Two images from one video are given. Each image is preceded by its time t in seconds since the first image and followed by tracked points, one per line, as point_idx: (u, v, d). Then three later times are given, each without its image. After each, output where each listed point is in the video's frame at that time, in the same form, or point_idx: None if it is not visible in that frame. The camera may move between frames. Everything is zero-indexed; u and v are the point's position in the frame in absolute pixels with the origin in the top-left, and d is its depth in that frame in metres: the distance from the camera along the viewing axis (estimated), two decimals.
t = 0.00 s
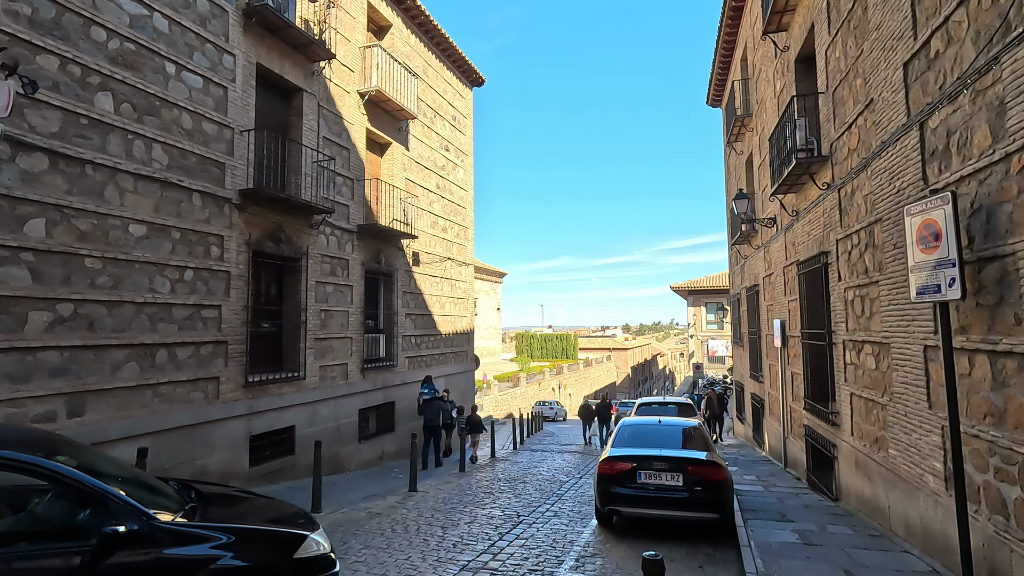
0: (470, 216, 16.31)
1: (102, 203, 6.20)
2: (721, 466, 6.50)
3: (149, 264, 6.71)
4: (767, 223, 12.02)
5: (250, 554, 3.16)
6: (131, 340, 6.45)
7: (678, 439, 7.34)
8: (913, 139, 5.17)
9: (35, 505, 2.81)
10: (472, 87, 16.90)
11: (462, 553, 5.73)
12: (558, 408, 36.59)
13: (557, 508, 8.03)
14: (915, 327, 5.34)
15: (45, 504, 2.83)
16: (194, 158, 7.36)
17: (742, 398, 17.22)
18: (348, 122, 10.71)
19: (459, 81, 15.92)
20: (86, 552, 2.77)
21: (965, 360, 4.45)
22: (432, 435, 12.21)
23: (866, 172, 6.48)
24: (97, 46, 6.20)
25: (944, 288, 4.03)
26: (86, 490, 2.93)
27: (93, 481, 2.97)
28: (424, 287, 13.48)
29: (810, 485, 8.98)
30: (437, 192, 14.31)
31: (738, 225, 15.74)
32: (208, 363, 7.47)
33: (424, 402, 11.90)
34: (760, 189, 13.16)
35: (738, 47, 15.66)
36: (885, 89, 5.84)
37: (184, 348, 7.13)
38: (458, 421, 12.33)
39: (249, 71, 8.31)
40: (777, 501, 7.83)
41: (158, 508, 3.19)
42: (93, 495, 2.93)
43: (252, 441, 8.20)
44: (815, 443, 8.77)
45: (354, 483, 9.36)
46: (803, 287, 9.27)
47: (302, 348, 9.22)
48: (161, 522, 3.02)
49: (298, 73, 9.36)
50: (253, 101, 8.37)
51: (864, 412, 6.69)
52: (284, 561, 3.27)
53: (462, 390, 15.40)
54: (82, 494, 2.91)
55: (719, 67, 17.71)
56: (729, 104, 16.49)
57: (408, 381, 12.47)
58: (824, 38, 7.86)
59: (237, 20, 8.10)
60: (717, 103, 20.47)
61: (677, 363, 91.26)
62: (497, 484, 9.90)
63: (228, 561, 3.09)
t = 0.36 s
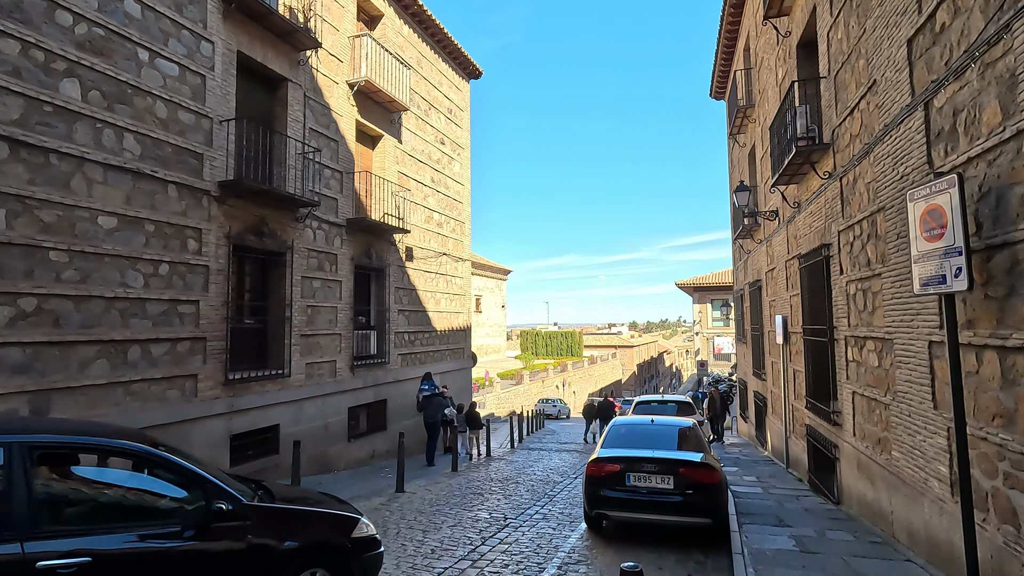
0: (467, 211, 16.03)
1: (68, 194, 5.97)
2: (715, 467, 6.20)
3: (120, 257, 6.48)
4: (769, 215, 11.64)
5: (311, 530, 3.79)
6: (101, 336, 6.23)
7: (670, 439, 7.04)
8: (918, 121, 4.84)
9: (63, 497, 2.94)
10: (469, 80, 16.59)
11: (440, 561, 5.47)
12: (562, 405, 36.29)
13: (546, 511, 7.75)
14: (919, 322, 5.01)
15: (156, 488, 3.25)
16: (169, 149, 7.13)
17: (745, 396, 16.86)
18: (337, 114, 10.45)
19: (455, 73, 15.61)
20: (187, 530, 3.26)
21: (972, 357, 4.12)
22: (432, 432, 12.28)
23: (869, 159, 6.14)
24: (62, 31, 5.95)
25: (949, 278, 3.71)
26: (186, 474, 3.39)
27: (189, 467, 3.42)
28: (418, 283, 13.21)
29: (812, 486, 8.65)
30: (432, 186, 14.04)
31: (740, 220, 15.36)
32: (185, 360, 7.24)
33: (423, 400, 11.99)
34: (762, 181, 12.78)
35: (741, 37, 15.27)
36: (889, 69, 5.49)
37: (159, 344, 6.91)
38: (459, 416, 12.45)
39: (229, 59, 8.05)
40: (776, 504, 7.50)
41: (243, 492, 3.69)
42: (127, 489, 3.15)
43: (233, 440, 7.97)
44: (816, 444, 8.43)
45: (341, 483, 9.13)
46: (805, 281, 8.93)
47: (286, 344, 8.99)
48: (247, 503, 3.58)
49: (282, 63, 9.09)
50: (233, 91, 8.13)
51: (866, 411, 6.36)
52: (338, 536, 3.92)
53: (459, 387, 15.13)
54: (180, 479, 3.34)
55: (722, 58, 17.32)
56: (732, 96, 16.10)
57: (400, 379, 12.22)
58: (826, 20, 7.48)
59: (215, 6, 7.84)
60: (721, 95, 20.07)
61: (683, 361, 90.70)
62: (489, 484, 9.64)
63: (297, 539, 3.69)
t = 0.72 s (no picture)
0: (469, 205, 15.75)
1: (43, 182, 5.77)
2: (717, 468, 5.87)
3: (100, 249, 6.28)
4: (780, 206, 11.21)
5: (381, 512, 4.19)
6: (79, 330, 6.03)
7: (671, 438, 6.71)
8: (937, 95, 4.46)
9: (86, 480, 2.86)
10: (472, 71, 16.29)
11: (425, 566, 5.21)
12: (571, 403, 35.94)
13: (542, 512, 7.47)
14: (938, 313, 4.64)
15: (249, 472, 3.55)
16: (153, 137, 6.92)
17: (756, 394, 16.43)
18: (332, 104, 10.21)
19: (458, 64, 15.33)
20: (278, 510, 3.59)
21: (997, 351, 3.75)
22: (438, 430, 12.30)
23: (884, 140, 5.75)
24: (37, 13, 5.75)
25: (971, 263, 3.35)
26: (268, 461, 3.66)
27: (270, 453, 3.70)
28: (418, 278, 12.96)
29: (823, 488, 8.27)
30: (433, 179, 13.78)
31: (750, 212, 14.91)
32: (171, 355, 7.05)
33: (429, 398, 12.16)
34: (773, 172, 12.35)
35: (751, 24, 14.81)
36: (906, 42, 5.10)
37: (142, 338, 6.71)
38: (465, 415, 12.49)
39: (217, 46, 7.84)
40: (784, 506, 7.14)
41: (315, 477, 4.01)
42: (173, 477, 3.17)
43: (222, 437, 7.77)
44: (828, 444, 8.04)
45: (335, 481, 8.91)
46: (816, 273, 8.53)
47: (279, 339, 8.78)
48: (325, 488, 3.93)
49: (274, 50, 8.85)
50: (221, 78, 7.91)
51: (880, 410, 5.98)
52: (400, 518, 4.32)
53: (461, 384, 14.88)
54: (255, 465, 3.58)
55: (732, 47, 16.86)
56: (742, 85, 15.64)
57: (399, 375, 11.98)
58: None
59: None
60: (731, 86, 19.60)
61: (695, 358, 89.95)
62: (488, 483, 9.38)
63: (367, 521, 4.06)
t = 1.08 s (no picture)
0: (476, 200, 15.46)
1: (22, 174, 5.58)
2: (726, 474, 5.50)
3: (84, 243, 6.09)
4: (796, 198, 10.73)
5: (430, 499, 4.90)
6: (62, 326, 5.85)
7: (677, 442, 6.33)
8: (969, 67, 4.04)
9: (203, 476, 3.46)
10: (479, 64, 15.98)
11: None
12: (584, 402, 35.54)
13: (543, 517, 7.16)
14: (969, 309, 4.23)
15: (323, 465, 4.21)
16: (140, 129, 6.73)
17: (772, 394, 15.92)
18: (331, 96, 9.97)
19: (463, 56, 15.03)
20: (349, 496, 4.26)
21: None
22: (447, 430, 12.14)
23: (908, 122, 5.31)
24: None
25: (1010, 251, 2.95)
26: (342, 455, 4.35)
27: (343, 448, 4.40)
28: (423, 274, 12.70)
29: (841, 494, 7.83)
30: (438, 174, 13.50)
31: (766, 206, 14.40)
32: (160, 353, 6.86)
33: (440, 396, 12.11)
34: (789, 163, 11.85)
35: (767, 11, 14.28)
36: (933, 13, 4.67)
37: (129, 336, 6.52)
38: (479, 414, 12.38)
39: (209, 35, 7.62)
40: (799, 514, 6.73)
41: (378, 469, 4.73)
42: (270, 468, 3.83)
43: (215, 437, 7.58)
44: (846, 447, 7.61)
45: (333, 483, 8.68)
46: (834, 268, 8.08)
47: (275, 337, 8.57)
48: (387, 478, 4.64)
49: (270, 41, 8.62)
50: (213, 69, 7.70)
51: (904, 413, 5.56)
52: (444, 503, 5.05)
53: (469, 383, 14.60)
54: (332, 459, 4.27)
55: (747, 36, 16.33)
56: (758, 75, 15.12)
57: (402, 373, 11.73)
58: None
59: None
60: (747, 77, 19.05)
61: (711, 357, 88.87)
62: (490, 486, 9.09)
63: (418, 507, 4.76)
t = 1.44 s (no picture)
0: (487, 198, 15.18)
1: (8, 169, 5.44)
2: (741, 484, 5.10)
3: (73, 240, 5.95)
4: (820, 191, 10.19)
5: (472, 492, 5.48)
6: (50, 325, 5.71)
7: (689, 448, 5.92)
8: (1013, 33, 3.60)
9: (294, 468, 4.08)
10: (490, 60, 15.70)
11: None
12: (602, 405, 34.96)
13: (547, 527, 6.82)
14: (1013, 304, 3.78)
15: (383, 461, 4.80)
16: (134, 124, 6.58)
17: (796, 398, 15.30)
18: (335, 92, 9.78)
19: (474, 52, 14.76)
20: (410, 488, 4.88)
21: None
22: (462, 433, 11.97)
23: (942, 101, 4.85)
24: None
25: None
26: (401, 451, 4.99)
27: (402, 445, 5.03)
28: (431, 273, 12.45)
29: (869, 505, 7.33)
30: (447, 171, 13.24)
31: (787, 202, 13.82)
32: (155, 353, 6.70)
33: (458, 397, 12.10)
34: (812, 154, 11.29)
35: None
36: None
37: (121, 335, 6.37)
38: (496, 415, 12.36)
39: (206, 28, 7.47)
40: (823, 527, 6.27)
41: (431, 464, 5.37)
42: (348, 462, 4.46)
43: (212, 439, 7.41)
44: (874, 455, 7.10)
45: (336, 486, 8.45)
46: (860, 263, 7.57)
47: (276, 336, 8.39)
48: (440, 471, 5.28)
49: (270, 34, 8.45)
50: (211, 62, 7.53)
51: (938, 419, 5.09)
52: (487, 494, 5.69)
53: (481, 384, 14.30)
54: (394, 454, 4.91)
55: (768, 26, 15.76)
56: (779, 66, 14.54)
57: (410, 374, 11.48)
58: None
59: None
60: (768, 70, 18.42)
61: (733, 359, 87.25)
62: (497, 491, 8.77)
63: (465, 498, 5.39)
